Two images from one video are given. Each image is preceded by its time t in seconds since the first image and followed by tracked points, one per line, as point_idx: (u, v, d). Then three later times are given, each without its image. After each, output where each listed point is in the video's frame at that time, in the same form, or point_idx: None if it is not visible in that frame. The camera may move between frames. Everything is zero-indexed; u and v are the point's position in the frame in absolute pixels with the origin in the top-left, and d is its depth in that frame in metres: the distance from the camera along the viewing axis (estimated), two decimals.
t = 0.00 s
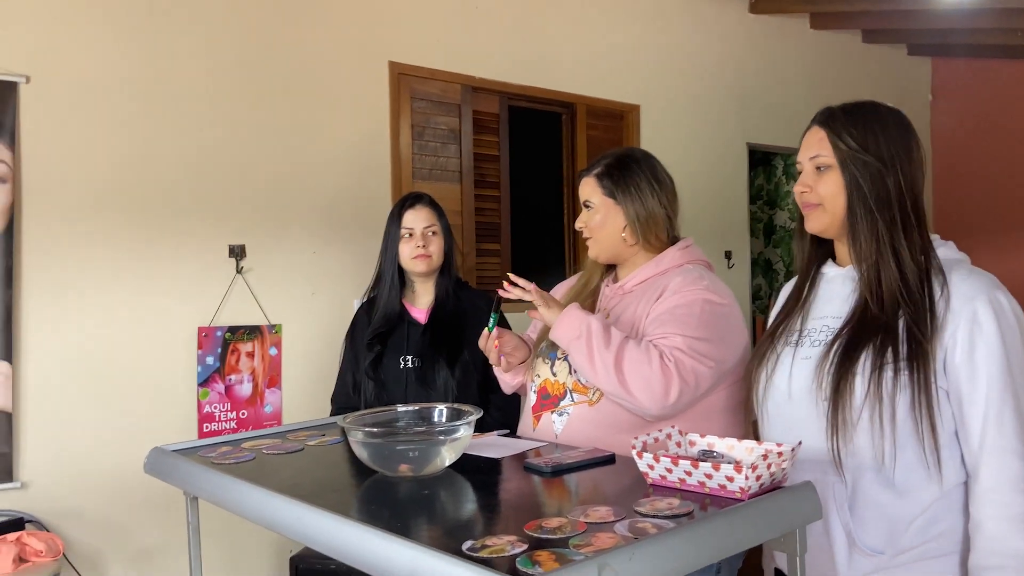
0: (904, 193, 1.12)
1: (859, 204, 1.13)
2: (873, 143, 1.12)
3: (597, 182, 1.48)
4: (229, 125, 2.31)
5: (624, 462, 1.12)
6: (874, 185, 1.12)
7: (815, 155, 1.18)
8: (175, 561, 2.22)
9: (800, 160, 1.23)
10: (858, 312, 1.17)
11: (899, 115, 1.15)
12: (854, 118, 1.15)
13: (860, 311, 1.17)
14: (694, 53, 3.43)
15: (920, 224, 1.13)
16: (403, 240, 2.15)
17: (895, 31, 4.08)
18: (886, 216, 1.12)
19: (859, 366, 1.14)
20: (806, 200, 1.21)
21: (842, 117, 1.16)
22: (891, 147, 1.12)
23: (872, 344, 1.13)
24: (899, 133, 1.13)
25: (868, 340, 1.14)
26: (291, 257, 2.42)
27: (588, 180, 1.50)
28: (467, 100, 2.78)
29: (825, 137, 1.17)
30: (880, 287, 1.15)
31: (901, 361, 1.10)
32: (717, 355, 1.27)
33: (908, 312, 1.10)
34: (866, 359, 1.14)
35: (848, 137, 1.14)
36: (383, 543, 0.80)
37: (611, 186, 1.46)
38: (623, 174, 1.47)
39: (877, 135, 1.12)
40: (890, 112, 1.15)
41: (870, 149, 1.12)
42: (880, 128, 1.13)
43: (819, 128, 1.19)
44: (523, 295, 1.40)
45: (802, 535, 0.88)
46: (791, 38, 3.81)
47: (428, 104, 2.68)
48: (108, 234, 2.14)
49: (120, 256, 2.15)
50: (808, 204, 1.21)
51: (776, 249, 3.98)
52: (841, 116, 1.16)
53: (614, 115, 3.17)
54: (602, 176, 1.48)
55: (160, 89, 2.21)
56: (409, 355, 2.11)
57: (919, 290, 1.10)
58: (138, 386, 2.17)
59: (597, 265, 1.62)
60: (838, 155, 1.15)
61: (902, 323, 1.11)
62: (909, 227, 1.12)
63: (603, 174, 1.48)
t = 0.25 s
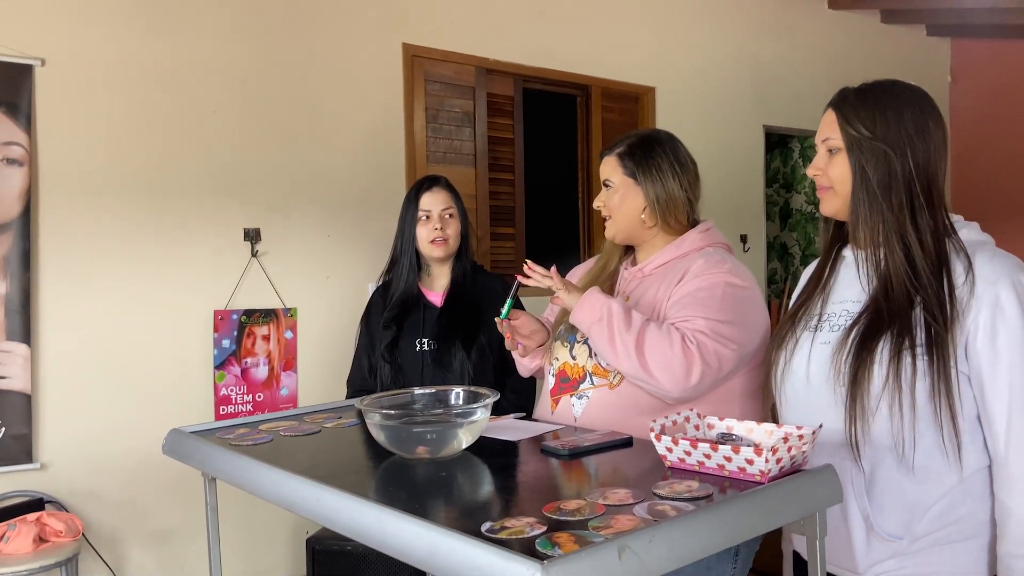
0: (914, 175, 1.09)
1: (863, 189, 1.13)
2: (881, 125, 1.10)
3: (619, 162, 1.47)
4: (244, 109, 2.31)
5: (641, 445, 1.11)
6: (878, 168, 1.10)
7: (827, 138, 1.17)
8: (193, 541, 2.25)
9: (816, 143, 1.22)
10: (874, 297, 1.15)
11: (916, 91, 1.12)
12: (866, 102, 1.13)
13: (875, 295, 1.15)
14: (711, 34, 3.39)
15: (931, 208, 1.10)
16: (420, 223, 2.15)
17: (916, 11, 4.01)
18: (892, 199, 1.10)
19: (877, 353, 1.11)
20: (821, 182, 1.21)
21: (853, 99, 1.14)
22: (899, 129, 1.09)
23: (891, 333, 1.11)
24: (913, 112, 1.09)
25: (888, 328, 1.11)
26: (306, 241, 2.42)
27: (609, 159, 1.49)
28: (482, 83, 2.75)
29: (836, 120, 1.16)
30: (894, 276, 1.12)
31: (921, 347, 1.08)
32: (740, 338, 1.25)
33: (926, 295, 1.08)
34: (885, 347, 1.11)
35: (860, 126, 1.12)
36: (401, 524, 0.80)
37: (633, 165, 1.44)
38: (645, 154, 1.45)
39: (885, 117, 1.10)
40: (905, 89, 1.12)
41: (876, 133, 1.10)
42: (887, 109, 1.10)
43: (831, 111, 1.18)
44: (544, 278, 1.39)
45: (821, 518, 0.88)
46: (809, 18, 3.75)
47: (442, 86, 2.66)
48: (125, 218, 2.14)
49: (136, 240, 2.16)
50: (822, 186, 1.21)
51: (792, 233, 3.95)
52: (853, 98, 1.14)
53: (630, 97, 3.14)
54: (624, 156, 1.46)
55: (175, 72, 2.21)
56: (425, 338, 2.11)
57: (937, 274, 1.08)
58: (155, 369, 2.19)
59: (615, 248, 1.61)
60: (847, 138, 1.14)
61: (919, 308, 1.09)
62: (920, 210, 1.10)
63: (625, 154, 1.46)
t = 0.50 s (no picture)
0: (919, 160, 1.07)
1: (863, 174, 1.12)
2: (883, 110, 1.08)
3: (627, 146, 1.46)
4: (247, 97, 2.30)
5: (650, 432, 1.11)
6: (879, 153, 1.09)
7: (830, 124, 1.16)
8: (201, 530, 2.26)
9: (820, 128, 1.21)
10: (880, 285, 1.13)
11: (923, 73, 1.10)
12: (871, 87, 1.10)
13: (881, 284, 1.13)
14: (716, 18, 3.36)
15: (938, 193, 1.08)
16: (426, 211, 2.14)
17: None
18: (897, 183, 1.08)
19: (882, 344, 1.10)
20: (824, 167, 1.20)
21: (856, 84, 1.12)
22: (904, 113, 1.07)
23: (896, 322, 1.09)
24: (917, 95, 1.07)
25: (894, 317, 1.10)
26: (310, 229, 2.41)
27: (618, 144, 1.48)
28: (486, 69, 2.73)
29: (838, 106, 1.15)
30: (900, 262, 1.10)
31: (927, 336, 1.07)
32: (751, 324, 1.25)
33: (931, 284, 1.07)
34: (890, 336, 1.10)
35: (864, 113, 1.10)
36: (410, 513, 0.79)
37: (641, 150, 1.43)
38: (654, 139, 1.44)
39: (889, 101, 1.08)
40: (910, 70, 1.10)
41: (880, 118, 1.09)
42: (892, 93, 1.08)
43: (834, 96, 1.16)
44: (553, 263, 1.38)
45: (832, 504, 0.87)
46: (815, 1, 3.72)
47: (446, 73, 2.64)
48: (129, 208, 2.14)
49: (141, 229, 2.15)
50: (825, 171, 1.20)
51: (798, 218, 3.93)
52: (857, 83, 1.12)
53: (634, 83, 3.12)
54: (632, 141, 1.45)
55: (177, 61, 2.19)
56: (432, 326, 2.10)
57: (945, 261, 1.06)
58: (161, 359, 2.19)
59: (623, 234, 1.60)
60: (847, 124, 1.13)
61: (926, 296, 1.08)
62: (927, 196, 1.08)
63: (634, 138, 1.46)
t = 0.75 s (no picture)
0: (904, 160, 1.08)
1: (847, 174, 1.12)
2: (867, 111, 1.09)
3: (618, 145, 1.46)
4: (237, 97, 2.29)
5: (643, 431, 1.11)
6: (863, 153, 1.10)
7: (815, 124, 1.17)
8: (195, 531, 2.25)
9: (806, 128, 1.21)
10: (866, 285, 1.14)
11: (908, 73, 1.10)
12: (855, 88, 1.11)
13: (866, 284, 1.14)
14: (706, 15, 3.36)
15: (924, 193, 1.09)
16: (418, 211, 2.14)
17: None
18: (880, 183, 1.09)
19: (866, 344, 1.11)
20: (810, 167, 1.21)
21: (842, 84, 1.13)
22: (889, 113, 1.08)
23: (880, 322, 1.10)
24: (902, 95, 1.08)
25: (879, 317, 1.10)
26: (302, 229, 2.41)
27: (609, 144, 1.48)
28: (477, 67, 2.73)
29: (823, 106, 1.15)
30: (886, 262, 1.11)
31: (911, 336, 1.07)
32: (742, 323, 1.25)
33: (915, 284, 1.08)
34: (875, 336, 1.11)
35: (848, 114, 1.11)
36: (404, 516, 0.80)
37: (632, 149, 1.44)
38: (645, 138, 1.44)
39: (873, 101, 1.09)
40: (894, 70, 1.10)
41: (863, 118, 1.09)
42: (876, 93, 1.09)
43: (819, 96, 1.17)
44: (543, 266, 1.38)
45: (823, 502, 0.88)
46: None
47: (436, 71, 2.63)
48: (119, 209, 2.13)
49: (131, 231, 2.14)
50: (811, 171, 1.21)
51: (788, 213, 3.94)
52: (842, 83, 1.13)
53: (625, 80, 3.12)
54: (623, 140, 1.46)
55: (166, 61, 2.18)
56: (425, 326, 2.10)
57: (929, 261, 1.07)
58: (153, 361, 2.18)
59: (615, 233, 1.60)
60: (832, 124, 1.13)
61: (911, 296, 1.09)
62: (912, 197, 1.09)
63: (625, 138, 1.46)
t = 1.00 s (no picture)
0: (886, 161, 1.08)
1: (831, 177, 1.13)
2: (849, 113, 1.09)
3: (601, 149, 1.46)
4: (218, 100, 2.26)
5: (629, 434, 1.11)
6: (846, 156, 1.10)
7: (798, 126, 1.17)
8: (177, 539, 2.23)
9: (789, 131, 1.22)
10: (848, 286, 1.14)
11: (889, 76, 1.11)
12: (836, 90, 1.11)
13: (848, 285, 1.14)
14: (689, 17, 3.38)
15: (905, 194, 1.09)
16: (402, 215, 2.13)
17: None
18: (863, 185, 1.10)
19: (848, 345, 1.11)
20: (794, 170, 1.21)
21: (823, 86, 1.13)
22: (870, 115, 1.08)
23: (861, 324, 1.10)
24: (883, 97, 1.08)
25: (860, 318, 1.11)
26: (285, 233, 2.39)
27: (591, 147, 1.48)
28: (461, 69, 2.72)
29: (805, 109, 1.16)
30: (867, 262, 1.11)
31: (891, 337, 1.08)
32: (727, 326, 1.25)
33: (896, 285, 1.08)
34: (855, 337, 1.11)
35: (830, 116, 1.11)
36: (388, 524, 0.78)
37: (614, 152, 1.44)
38: (627, 141, 1.44)
39: (854, 103, 1.09)
40: (875, 73, 1.11)
41: (846, 120, 1.10)
42: (858, 95, 1.09)
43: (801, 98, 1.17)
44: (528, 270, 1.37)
45: (809, 504, 0.88)
46: None
47: (420, 73, 2.62)
48: (99, 213, 2.10)
49: (111, 235, 2.12)
50: (795, 173, 1.21)
51: (771, 214, 3.96)
52: (823, 85, 1.13)
53: (609, 82, 3.12)
54: (606, 143, 1.45)
55: (146, 63, 2.15)
56: (410, 330, 2.09)
57: (910, 262, 1.08)
58: (134, 367, 2.15)
59: (600, 236, 1.60)
60: (814, 127, 1.14)
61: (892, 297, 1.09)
62: (894, 198, 1.09)
63: (608, 141, 1.45)
